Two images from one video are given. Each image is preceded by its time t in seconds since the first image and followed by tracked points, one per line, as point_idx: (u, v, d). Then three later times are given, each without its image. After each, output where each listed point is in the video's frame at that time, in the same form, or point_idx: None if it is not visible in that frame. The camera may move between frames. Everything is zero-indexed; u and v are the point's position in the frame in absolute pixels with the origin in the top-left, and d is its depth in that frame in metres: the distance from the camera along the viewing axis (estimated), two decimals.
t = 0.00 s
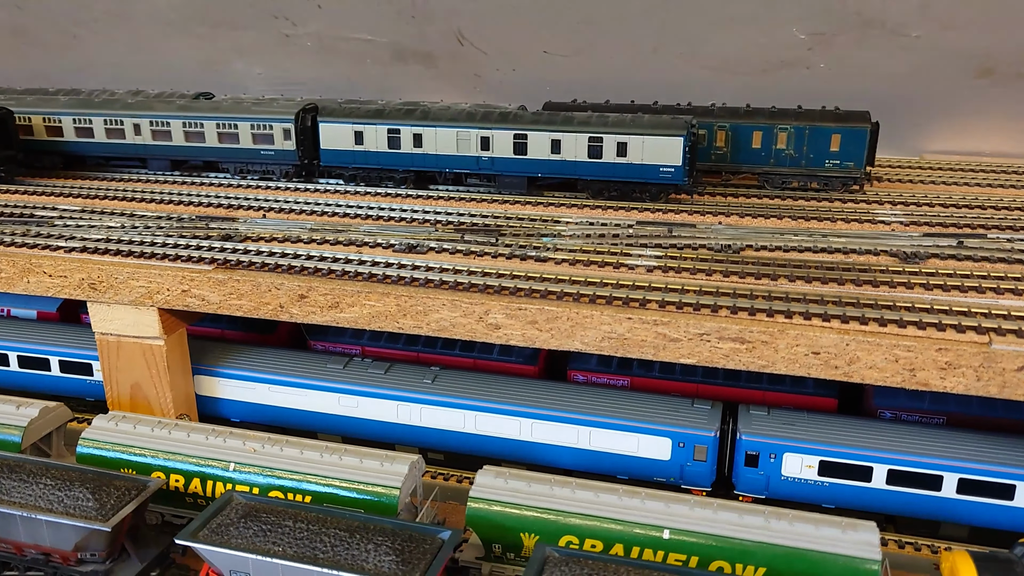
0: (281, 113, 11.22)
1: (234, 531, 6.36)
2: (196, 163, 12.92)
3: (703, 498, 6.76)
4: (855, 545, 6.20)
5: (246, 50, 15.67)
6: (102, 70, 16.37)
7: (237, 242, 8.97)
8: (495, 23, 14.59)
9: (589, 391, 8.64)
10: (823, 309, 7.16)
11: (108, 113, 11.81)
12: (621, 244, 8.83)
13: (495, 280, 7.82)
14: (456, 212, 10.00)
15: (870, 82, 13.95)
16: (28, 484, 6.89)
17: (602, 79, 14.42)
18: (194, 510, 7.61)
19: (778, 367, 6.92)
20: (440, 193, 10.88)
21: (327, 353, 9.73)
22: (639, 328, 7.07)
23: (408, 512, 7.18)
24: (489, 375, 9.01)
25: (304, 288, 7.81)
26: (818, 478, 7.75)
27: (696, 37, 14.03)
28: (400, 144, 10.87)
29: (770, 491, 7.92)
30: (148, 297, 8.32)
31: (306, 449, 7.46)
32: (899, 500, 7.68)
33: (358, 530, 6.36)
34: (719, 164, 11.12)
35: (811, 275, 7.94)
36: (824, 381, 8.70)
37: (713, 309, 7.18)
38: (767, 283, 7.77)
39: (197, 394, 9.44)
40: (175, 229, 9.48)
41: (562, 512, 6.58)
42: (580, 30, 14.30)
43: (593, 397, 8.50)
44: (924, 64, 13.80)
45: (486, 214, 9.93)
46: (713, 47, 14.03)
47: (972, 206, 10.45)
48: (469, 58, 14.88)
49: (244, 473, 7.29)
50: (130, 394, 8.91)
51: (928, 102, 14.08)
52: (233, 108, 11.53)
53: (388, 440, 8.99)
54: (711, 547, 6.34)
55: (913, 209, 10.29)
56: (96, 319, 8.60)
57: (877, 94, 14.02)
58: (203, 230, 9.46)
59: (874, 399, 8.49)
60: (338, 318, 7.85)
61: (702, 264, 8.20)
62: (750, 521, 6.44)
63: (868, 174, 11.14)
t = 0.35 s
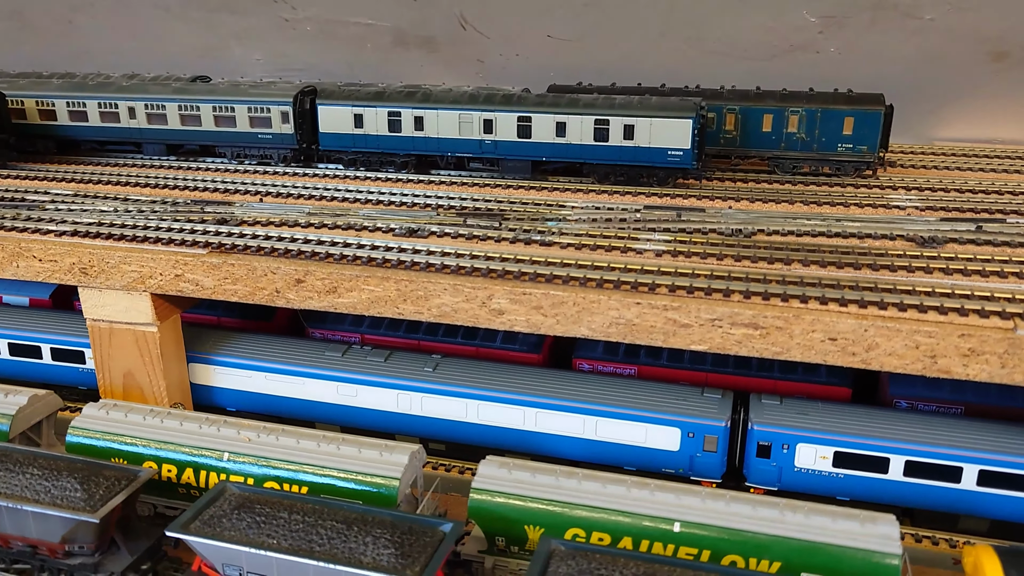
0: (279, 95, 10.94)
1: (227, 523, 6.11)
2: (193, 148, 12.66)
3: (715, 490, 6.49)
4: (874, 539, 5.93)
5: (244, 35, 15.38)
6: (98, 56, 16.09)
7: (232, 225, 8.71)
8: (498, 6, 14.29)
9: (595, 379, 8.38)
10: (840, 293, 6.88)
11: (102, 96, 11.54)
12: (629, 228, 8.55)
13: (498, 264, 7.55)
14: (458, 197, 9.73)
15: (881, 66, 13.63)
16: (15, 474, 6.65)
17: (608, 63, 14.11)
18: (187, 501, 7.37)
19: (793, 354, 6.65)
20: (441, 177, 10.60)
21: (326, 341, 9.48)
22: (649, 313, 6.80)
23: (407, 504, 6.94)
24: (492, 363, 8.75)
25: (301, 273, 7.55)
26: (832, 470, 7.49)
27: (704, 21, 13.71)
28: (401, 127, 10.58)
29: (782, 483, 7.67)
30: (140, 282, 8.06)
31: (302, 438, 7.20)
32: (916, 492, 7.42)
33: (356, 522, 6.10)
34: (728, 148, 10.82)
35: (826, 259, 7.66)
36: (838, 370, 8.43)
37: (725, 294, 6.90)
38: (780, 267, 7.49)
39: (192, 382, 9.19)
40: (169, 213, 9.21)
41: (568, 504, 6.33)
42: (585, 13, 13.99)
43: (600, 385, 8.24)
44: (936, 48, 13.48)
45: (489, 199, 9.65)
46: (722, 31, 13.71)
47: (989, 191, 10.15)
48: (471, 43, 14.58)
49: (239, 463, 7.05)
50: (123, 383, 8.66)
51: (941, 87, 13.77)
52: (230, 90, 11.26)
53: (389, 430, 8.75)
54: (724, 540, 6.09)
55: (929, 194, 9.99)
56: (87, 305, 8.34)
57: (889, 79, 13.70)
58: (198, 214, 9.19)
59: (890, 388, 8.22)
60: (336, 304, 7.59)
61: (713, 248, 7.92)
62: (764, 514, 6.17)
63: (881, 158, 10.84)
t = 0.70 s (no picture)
0: (280, 77, 10.61)
1: (227, 519, 5.81)
2: (191, 133, 12.33)
3: (739, 484, 6.19)
4: (908, 536, 5.63)
5: (243, 18, 15.01)
6: (94, 40, 15.74)
7: (232, 210, 8.38)
8: None
9: (610, 369, 8.08)
10: (870, 278, 6.55)
11: (98, 79, 11.20)
12: (644, 212, 8.22)
13: (510, 249, 7.23)
14: (465, 181, 9.41)
15: (898, 48, 13.24)
16: (6, 468, 6.37)
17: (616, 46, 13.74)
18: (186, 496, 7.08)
19: (820, 342, 6.33)
20: (448, 161, 10.27)
21: (329, 330, 9.17)
22: (669, 300, 6.49)
23: (416, 499, 6.65)
24: (502, 353, 8.44)
25: (304, 259, 7.23)
26: (858, 463, 7.18)
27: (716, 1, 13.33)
28: (406, 110, 10.25)
29: (805, 477, 7.37)
30: (137, 268, 7.75)
31: (306, 431, 6.90)
32: (945, 486, 7.11)
33: (363, 519, 5.80)
34: (744, 131, 10.48)
35: (852, 243, 7.33)
36: (861, 359, 8.11)
37: (749, 279, 6.57)
38: (804, 251, 7.17)
39: (192, 373, 8.89)
40: (167, 198, 8.89)
41: (586, 499, 6.03)
42: None
43: (615, 375, 7.93)
44: (955, 29, 13.10)
45: (497, 183, 9.32)
46: (734, 12, 13.33)
47: (1015, 175, 9.81)
48: (476, 26, 14.22)
49: (240, 456, 6.75)
50: (120, 373, 8.36)
51: (959, 69, 13.40)
52: (230, 72, 10.92)
53: (395, 422, 8.45)
54: (749, 537, 5.79)
55: (953, 177, 9.65)
56: (82, 293, 8.03)
57: (906, 61, 13.32)
58: (197, 198, 8.87)
59: (916, 378, 7.90)
60: (340, 291, 7.28)
61: (733, 232, 7.60)
62: (792, 510, 5.87)
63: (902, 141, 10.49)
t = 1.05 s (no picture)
0: (282, 60, 10.28)
1: (231, 518, 5.52)
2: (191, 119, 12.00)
3: (768, 480, 5.90)
4: (949, 535, 5.34)
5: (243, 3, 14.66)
6: (91, 25, 15.39)
7: (234, 195, 8.07)
8: None
9: (627, 359, 7.79)
10: (903, 264, 6.25)
11: (94, 62, 10.86)
12: (662, 197, 7.92)
13: (524, 235, 6.92)
14: (474, 166, 9.09)
15: (916, 31, 12.89)
16: None
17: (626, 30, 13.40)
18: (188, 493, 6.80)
19: (852, 332, 6.03)
20: (455, 146, 9.95)
21: (335, 320, 8.88)
22: (692, 287, 6.19)
23: (427, 496, 6.36)
24: (514, 343, 8.15)
25: (309, 245, 6.93)
26: (887, 457, 6.90)
27: None
28: (412, 93, 9.92)
29: (832, 472, 7.09)
30: (135, 256, 7.44)
31: (312, 425, 6.60)
32: (979, 481, 6.83)
33: (374, 517, 5.51)
34: (761, 115, 10.16)
35: (880, 228, 7.02)
36: (888, 349, 7.82)
37: (776, 265, 6.27)
38: (832, 236, 6.86)
39: (192, 364, 8.60)
40: (166, 183, 8.58)
41: (607, 496, 5.75)
42: None
43: (632, 366, 7.64)
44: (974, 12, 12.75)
45: (508, 168, 9.01)
46: None
47: None
48: (482, 10, 13.87)
49: (244, 451, 6.47)
50: (118, 365, 8.06)
51: (978, 53, 13.06)
52: (230, 55, 10.59)
53: (403, 415, 8.17)
54: (781, 536, 5.51)
55: (978, 161, 9.33)
56: (78, 282, 7.72)
57: (924, 44, 12.97)
58: (197, 184, 8.56)
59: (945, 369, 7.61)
60: (347, 279, 6.97)
61: (756, 218, 7.30)
62: (824, 507, 5.58)
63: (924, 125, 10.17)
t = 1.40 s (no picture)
0: (279, 43, 9.95)
1: (225, 521, 5.23)
2: (186, 105, 11.66)
3: (789, 480, 5.62)
4: (982, 538, 5.06)
5: None
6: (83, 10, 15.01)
7: (229, 182, 7.76)
8: None
9: (637, 353, 7.50)
10: (930, 253, 5.95)
11: (85, 46, 10.52)
12: (674, 184, 7.62)
13: (532, 223, 6.61)
14: (477, 152, 8.78)
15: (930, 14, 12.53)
16: None
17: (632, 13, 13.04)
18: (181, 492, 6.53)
19: (878, 324, 5.74)
20: (457, 133, 9.63)
21: (333, 312, 8.60)
22: (709, 278, 5.89)
23: (431, 496, 6.09)
24: (520, 336, 7.86)
25: (307, 234, 6.63)
26: (910, 455, 6.62)
27: None
28: (413, 77, 9.59)
29: (851, 470, 6.82)
30: (125, 245, 7.14)
31: (310, 422, 6.32)
32: (1005, 480, 6.55)
33: (376, 520, 5.24)
34: (774, 100, 9.83)
35: (904, 216, 6.72)
36: (908, 342, 7.53)
37: (798, 255, 5.97)
38: (853, 224, 6.56)
39: (186, 358, 8.31)
40: (159, 170, 8.26)
41: (620, 497, 5.47)
42: None
43: (643, 359, 7.35)
44: None
45: (512, 154, 8.69)
46: None
47: None
48: None
49: (239, 449, 6.19)
50: (108, 359, 7.74)
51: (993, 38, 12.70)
52: (225, 38, 10.25)
53: (405, 410, 7.88)
54: (803, 539, 5.24)
55: (999, 148, 9.01)
56: (66, 273, 7.42)
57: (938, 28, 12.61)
58: (191, 170, 8.24)
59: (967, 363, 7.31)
60: (347, 269, 6.67)
61: (773, 205, 6.99)
62: (849, 509, 5.30)
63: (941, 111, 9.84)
